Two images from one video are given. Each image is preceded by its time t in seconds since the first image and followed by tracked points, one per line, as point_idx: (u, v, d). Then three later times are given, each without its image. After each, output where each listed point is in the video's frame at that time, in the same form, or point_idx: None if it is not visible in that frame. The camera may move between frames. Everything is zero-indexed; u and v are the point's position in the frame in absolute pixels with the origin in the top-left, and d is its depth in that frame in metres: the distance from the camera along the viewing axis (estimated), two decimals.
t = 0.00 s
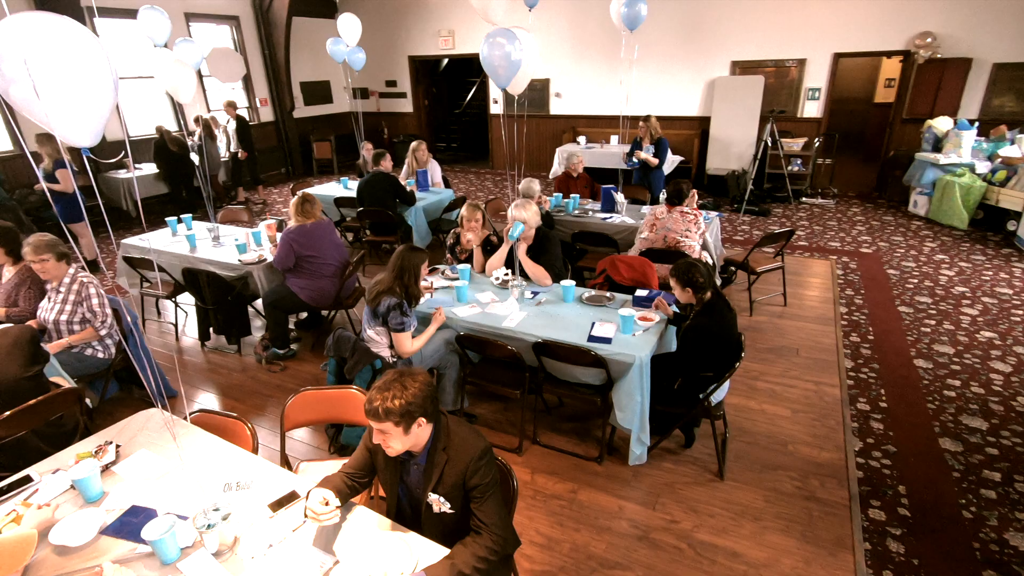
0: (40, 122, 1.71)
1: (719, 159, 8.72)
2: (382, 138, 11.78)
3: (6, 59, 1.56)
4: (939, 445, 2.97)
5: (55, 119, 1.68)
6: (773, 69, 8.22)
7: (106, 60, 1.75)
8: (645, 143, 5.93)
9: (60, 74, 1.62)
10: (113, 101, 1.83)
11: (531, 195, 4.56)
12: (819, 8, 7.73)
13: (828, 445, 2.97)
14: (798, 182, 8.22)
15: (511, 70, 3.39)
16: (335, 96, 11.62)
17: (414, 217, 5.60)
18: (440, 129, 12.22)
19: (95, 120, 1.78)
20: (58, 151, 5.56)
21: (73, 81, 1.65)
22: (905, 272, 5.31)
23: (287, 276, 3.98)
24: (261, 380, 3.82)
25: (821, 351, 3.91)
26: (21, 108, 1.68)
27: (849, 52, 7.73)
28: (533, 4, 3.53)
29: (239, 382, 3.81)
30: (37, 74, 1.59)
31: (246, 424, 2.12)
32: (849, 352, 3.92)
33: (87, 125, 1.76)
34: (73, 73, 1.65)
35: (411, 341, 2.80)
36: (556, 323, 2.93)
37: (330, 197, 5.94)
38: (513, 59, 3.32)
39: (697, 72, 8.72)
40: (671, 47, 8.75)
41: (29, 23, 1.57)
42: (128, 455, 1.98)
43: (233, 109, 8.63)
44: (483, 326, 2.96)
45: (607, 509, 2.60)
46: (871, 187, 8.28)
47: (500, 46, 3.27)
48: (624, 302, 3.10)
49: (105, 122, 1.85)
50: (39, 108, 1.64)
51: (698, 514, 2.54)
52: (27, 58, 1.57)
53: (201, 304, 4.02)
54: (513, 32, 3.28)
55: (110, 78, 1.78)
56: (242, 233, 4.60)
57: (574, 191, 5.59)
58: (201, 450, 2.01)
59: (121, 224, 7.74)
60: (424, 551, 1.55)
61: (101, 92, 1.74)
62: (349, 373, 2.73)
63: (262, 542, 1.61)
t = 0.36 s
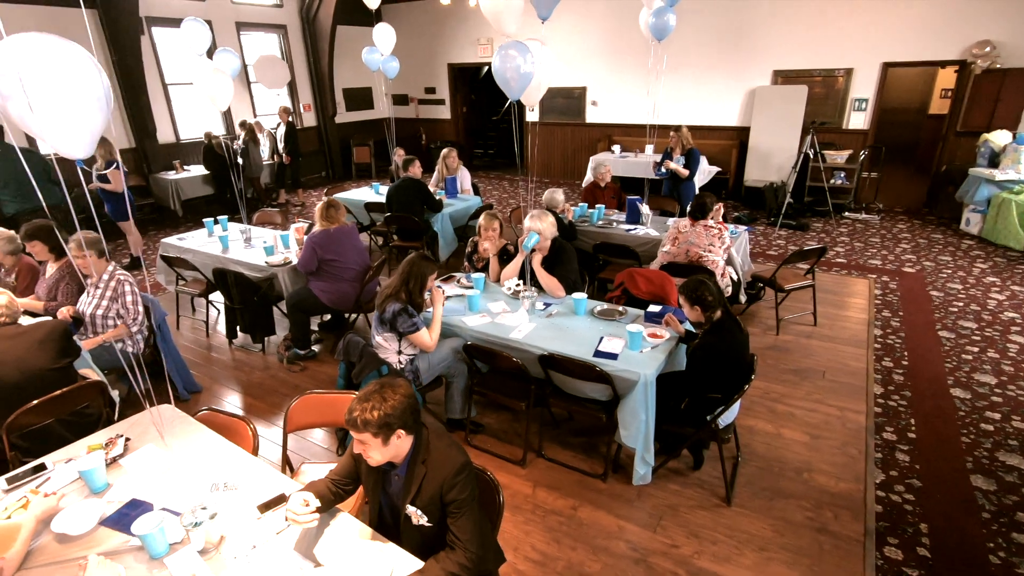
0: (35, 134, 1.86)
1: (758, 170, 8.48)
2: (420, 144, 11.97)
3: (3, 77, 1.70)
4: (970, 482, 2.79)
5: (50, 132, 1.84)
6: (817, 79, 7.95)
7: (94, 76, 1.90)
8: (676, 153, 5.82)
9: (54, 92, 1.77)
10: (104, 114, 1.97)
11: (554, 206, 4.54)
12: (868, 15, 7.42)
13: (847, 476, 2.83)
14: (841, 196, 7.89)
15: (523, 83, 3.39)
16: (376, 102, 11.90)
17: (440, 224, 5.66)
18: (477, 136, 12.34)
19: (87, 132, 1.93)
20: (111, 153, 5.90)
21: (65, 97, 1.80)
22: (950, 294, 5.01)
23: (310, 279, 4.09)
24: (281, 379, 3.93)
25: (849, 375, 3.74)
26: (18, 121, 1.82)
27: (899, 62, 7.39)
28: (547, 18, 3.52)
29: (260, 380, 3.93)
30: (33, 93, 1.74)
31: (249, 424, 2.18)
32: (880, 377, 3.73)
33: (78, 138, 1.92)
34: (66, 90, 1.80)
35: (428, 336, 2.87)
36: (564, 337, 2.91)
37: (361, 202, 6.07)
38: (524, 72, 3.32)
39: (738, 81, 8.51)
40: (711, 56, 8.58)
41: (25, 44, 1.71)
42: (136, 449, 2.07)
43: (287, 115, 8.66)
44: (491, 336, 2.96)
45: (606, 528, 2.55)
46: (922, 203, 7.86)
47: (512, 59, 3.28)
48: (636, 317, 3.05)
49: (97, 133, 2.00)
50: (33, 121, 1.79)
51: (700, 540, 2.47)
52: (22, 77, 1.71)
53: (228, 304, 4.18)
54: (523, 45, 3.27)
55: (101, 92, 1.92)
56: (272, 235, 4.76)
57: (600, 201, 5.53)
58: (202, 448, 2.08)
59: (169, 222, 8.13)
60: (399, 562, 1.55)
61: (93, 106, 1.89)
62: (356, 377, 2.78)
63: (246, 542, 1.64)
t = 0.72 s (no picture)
0: (35, 134, 1.86)
1: (797, 177, 8.19)
2: (454, 144, 12.04)
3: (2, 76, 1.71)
4: (1007, 518, 2.60)
5: (50, 130, 1.84)
6: (863, 83, 7.62)
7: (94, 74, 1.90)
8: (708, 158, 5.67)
9: (53, 90, 1.78)
10: (104, 113, 1.97)
11: (578, 210, 4.50)
12: (921, 17, 7.06)
13: (871, 503, 2.68)
14: (886, 207, 7.54)
15: (539, 85, 3.33)
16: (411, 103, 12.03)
17: (465, 225, 5.66)
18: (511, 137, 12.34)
19: (87, 131, 1.93)
20: (154, 149, 6.13)
21: (62, 96, 1.80)
22: (1000, 313, 4.71)
23: (332, 276, 4.14)
24: (300, 374, 3.99)
25: (882, 395, 3.55)
26: (18, 120, 1.83)
27: (953, 66, 7.00)
28: (567, 20, 3.45)
29: (280, 374, 4.00)
30: (31, 91, 1.74)
31: (255, 420, 2.21)
32: (916, 399, 3.52)
33: (79, 135, 1.92)
34: (65, 88, 1.80)
35: (440, 336, 2.86)
36: (577, 344, 2.85)
37: (389, 201, 6.12)
38: (540, 74, 3.27)
39: (778, 85, 8.24)
40: (751, 58, 8.34)
41: (23, 44, 1.72)
42: (146, 439, 2.12)
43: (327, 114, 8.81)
44: (503, 341, 2.93)
45: (610, 543, 2.48)
46: (974, 216, 7.44)
47: (528, 61, 3.23)
48: (653, 327, 2.97)
49: (98, 133, 2.00)
50: (31, 120, 1.79)
51: (709, 563, 2.37)
52: (20, 74, 1.72)
53: (254, 298, 4.27)
54: (540, 47, 3.22)
55: (101, 92, 1.92)
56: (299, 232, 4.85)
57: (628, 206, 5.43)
58: (208, 442, 2.11)
59: (208, 216, 8.41)
60: (384, 569, 1.53)
61: (92, 105, 1.89)
62: (367, 377, 2.79)
63: (238, 540, 1.65)
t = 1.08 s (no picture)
0: (23, 129, 1.98)
1: (830, 184, 7.92)
2: (481, 145, 12.05)
3: None
4: None
5: (33, 127, 1.94)
6: (904, 88, 7.31)
7: (80, 76, 2.00)
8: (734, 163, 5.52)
9: (35, 88, 1.87)
10: (89, 112, 2.08)
11: (595, 214, 4.46)
12: (968, 19, 6.72)
13: (887, 531, 2.54)
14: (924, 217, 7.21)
15: (549, 87, 3.27)
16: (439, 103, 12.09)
17: (483, 226, 5.64)
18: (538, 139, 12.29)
19: (72, 129, 2.04)
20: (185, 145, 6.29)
21: (48, 96, 1.90)
22: None
23: (347, 275, 4.16)
24: (311, 371, 4.02)
25: (907, 416, 3.38)
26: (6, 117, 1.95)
27: (1002, 71, 6.65)
28: (578, 21, 3.38)
29: (292, 370, 4.05)
30: (15, 90, 1.84)
31: (252, 419, 2.22)
32: (944, 422, 3.34)
33: (63, 133, 2.02)
34: (49, 88, 1.90)
35: (444, 339, 2.83)
36: (583, 353, 2.79)
37: (409, 200, 6.15)
38: (550, 76, 3.20)
39: (813, 89, 7.98)
40: (785, 61, 8.11)
41: (11, 45, 1.83)
42: (146, 433, 2.15)
43: (356, 114, 8.91)
44: (507, 346, 2.89)
45: (608, 559, 2.41)
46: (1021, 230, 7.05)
47: (538, 63, 3.16)
48: (662, 337, 2.89)
49: (84, 130, 2.11)
50: (17, 117, 1.90)
51: None
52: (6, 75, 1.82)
53: (270, 295, 4.34)
54: (550, 49, 3.15)
55: (86, 92, 2.03)
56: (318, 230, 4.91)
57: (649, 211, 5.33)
58: (205, 438, 2.13)
59: (237, 212, 8.60)
60: None
61: (76, 104, 1.99)
62: (369, 378, 2.78)
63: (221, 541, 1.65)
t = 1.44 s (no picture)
0: None
1: (853, 194, 7.72)
2: (498, 148, 12.04)
3: None
4: None
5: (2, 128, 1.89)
6: (932, 96, 7.07)
7: (49, 76, 1.94)
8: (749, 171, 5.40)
9: None
10: (61, 112, 2.01)
11: (603, 221, 4.43)
12: (1001, 25, 6.47)
13: (892, 559, 2.44)
14: (951, 230, 6.97)
15: (548, 92, 3.22)
16: (458, 106, 12.12)
17: (493, 230, 5.61)
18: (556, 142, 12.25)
19: (43, 130, 1.97)
20: (204, 145, 6.40)
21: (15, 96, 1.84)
22: None
23: (352, 277, 4.17)
24: (314, 372, 4.04)
25: (921, 438, 3.24)
26: None
27: None
28: (580, 26, 3.33)
29: (295, 370, 4.07)
30: None
31: (240, 422, 2.20)
32: (960, 446, 3.20)
33: (34, 135, 1.97)
34: (16, 90, 1.85)
35: (440, 346, 2.82)
36: (579, 363, 2.73)
37: (421, 203, 6.16)
38: (549, 81, 3.16)
39: (838, 96, 7.78)
40: (808, 68, 7.94)
41: None
42: (134, 433, 2.16)
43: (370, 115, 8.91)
44: (503, 354, 2.85)
45: None
46: None
47: (536, 68, 3.12)
48: (662, 349, 2.82)
49: (56, 132, 2.04)
50: None
51: None
52: None
53: (277, 295, 4.37)
54: (548, 54, 3.11)
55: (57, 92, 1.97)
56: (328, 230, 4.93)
57: (660, 218, 5.24)
58: (193, 439, 2.13)
59: (255, 211, 8.73)
60: None
61: (46, 104, 1.93)
62: (363, 382, 2.76)
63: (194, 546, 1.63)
